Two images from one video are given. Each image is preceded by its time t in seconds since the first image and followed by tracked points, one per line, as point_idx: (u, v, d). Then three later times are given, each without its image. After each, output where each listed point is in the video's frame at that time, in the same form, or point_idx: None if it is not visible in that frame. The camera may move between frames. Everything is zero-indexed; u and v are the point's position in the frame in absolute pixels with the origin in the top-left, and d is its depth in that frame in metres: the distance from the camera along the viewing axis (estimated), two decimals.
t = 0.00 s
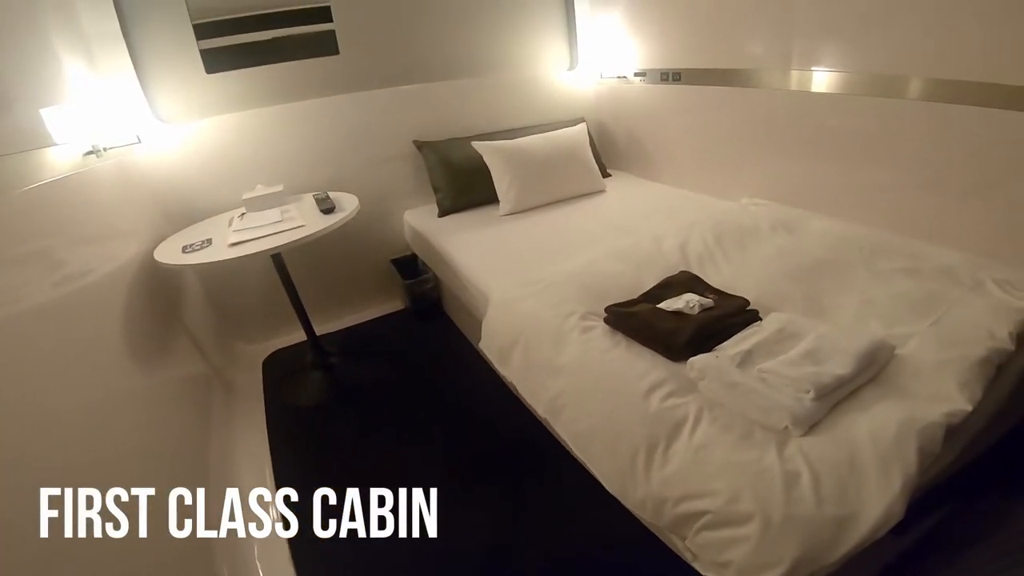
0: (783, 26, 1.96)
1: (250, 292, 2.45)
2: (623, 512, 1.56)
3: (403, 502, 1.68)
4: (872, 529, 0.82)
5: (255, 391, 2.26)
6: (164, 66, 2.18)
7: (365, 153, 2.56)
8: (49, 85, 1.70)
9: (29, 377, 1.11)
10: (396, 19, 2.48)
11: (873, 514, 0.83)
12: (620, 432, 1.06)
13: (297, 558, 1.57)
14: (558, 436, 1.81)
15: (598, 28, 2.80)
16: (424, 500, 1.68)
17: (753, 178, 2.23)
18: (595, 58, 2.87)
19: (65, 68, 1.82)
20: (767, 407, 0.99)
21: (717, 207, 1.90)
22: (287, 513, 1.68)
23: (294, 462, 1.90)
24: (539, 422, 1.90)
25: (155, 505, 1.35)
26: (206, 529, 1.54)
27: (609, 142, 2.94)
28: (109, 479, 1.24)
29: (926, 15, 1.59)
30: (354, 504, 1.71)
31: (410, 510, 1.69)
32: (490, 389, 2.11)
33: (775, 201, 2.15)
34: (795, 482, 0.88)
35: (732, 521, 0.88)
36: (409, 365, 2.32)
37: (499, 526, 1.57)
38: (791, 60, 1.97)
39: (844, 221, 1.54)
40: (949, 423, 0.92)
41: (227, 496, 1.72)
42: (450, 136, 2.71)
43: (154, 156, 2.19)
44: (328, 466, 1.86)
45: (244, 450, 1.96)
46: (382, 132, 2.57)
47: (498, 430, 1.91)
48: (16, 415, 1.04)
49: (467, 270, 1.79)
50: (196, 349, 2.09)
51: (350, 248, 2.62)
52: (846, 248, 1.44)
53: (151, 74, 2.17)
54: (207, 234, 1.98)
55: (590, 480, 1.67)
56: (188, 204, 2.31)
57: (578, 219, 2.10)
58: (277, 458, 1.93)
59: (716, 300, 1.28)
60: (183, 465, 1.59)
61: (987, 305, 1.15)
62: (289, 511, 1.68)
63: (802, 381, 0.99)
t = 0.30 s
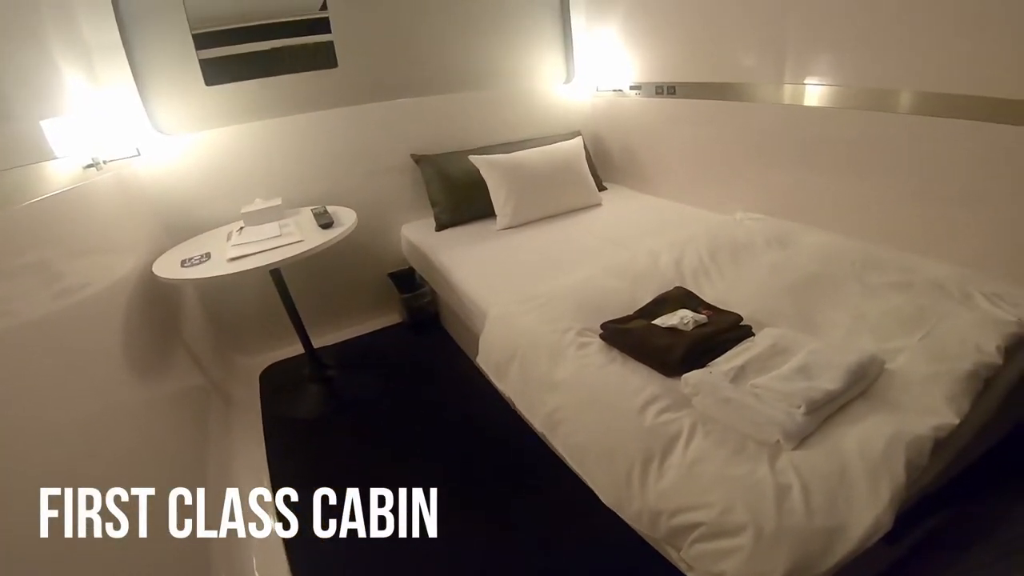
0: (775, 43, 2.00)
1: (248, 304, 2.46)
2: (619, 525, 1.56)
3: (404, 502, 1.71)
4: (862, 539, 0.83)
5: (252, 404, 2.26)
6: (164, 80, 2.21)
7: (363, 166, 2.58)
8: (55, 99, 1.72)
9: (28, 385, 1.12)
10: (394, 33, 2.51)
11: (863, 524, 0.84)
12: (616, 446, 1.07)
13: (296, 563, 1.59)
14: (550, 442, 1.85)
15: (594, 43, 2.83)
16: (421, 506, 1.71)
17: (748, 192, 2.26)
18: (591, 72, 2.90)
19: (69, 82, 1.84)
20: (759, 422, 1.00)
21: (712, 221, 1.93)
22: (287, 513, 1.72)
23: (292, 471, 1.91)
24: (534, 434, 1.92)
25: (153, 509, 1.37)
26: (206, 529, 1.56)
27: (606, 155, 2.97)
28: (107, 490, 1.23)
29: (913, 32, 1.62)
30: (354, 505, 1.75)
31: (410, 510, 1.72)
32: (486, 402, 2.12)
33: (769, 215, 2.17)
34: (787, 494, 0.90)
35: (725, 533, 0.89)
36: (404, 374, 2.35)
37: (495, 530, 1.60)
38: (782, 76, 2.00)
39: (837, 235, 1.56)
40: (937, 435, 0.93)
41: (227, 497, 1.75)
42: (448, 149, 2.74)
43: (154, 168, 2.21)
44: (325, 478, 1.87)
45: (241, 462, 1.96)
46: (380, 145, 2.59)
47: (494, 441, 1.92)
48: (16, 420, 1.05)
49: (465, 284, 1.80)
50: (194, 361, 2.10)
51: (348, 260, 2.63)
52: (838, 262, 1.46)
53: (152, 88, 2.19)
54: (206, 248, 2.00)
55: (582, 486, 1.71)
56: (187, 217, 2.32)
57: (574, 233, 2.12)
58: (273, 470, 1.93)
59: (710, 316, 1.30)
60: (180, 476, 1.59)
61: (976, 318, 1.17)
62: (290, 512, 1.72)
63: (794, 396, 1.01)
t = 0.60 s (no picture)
0: (774, 54, 2.02)
1: (252, 313, 2.47)
2: (624, 532, 1.56)
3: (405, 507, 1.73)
4: (863, 544, 0.84)
5: (257, 413, 2.27)
6: (172, 89, 2.24)
7: (367, 175, 2.60)
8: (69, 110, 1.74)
9: (37, 390, 1.14)
10: (397, 44, 2.54)
11: (864, 530, 0.85)
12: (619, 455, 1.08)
13: (300, 570, 1.60)
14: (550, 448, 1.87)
15: (596, 53, 2.86)
16: (423, 513, 1.72)
17: (749, 202, 2.28)
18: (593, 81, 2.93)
19: (81, 91, 1.87)
20: (761, 430, 1.02)
21: (713, 230, 1.94)
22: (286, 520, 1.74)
23: (295, 478, 1.93)
24: (537, 440, 1.93)
25: (159, 515, 1.38)
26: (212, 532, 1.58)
27: (608, 164, 3.00)
28: (115, 494, 1.25)
29: (911, 43, 1.65)
30: (357, 509, 1.77)
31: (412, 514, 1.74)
32: (488, 409, 2.13)
33: (770, 224, 2.19)
34: (789, 501, 0.90)
35: (728, 539, 0.90)
36: (405, 381, 2.37)
37: (497, 535, 1.61)
38: (782, 87, 2.02)
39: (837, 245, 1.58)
40: (937, 443, 0.94)
41: (231, 503, 1.77)
42: (451, 158, 2.76)
43: (161, 176, 2.24)
44: (329, 485, 1.88)
45: (245, 469, 1.96)
46: (384, 154, 2.61)
47: (497, 447, 1.93)
48: (27, 425, 1.07)
49: (468, 293, 1.82)
50: (199, 370, 2.11)
51: (352, 269, 2.65)
52: (838, 271, 1.47)
53: (160, 96, 2.22)
54: (212, 257, 2.02)
55: (582, 490, 1.72)
56: (193, 226, 2.34)
57: (577, 242, 2.14)
58: (278, 477, 1.94)
59: (713, 326, 1.31)
60: (187, 483, 1.60)
61: (975, 326, 1.18)
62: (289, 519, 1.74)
63: (796, 404, 1.02)
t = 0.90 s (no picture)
0: (778, 63, 2.04)
1: (260, 318, 2.50)
2: (629, 537, 1.56)
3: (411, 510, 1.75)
4: (865, 548, 0.84)
5: (264, 417, 2.29)
6: (184, 96, 2.28)
7: (374, 183, 2.63)
8: (85, 118, 1.78)
9: (49, 390, 1.16)
10: (405, 51, 2.57)
11: (867, 534, 0.86)
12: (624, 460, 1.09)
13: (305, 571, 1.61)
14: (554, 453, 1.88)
15: (601, 61, 2.88)
16: (428, 517, 1.73)
17: (754, 210, 2.29)
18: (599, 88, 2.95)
19: (97, 98, 1.91)
20: (765, 436, 1.03)
21: (718, 238, 1.95)
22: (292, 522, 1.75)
23: (301, 481, 1.95)
24: (542, 446, 1.94)
25: (168, 516, 1.39)
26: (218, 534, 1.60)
27: (614, 171, 3.01)
28: (125, 494, 1.27)
29: (913, 52, 1.66)
30: (362, 513, 1.78)
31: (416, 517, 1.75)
32: (493, 414, 2.15)
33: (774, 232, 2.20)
34: (792, 505, 0.91)
35: (732, 543, 0.91)
36: (411, 387, 2.39)
37: (502, 539, 1.62)
38: (786, 95, 2.04)
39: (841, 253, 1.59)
40: (939, 449, 0.95)
41: (238, 506, 1.79)
42: (457, 166, 2.79)
43: (172, 181, 2.27)
44: (335, 489, 1.89)
45: (253, 472, 1.98)
46: (391, 161, 2.64)
47: (501, 453, 1.95)
48: (40, 424, 1.09)
49: (475, 299, 1.84)
50: (208, 374, 2.14)
51: (359, 276, 2.67)
52: (843, 279, 1.48)
53: (172, 103, 2.26)
54: (222, 263, 2.04)
55: (586, 495, 1.73)
56: (203, 232, 2.37)
57: (582, 250, 2.16)
58: (285, 480, 1.96)
59: (717, 334, 1.32)
60: (195, 486, 1.62)
61: (978, 333, 1.19)
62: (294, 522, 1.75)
63: (799, 411, 1.03)
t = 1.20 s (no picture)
0: (787, 70, 2.04)
1: (267, 319, 2.51)
2: (632, 544, 1.56)
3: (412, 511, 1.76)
4: (868, 555, 0.84)
5: (269, 418, 2.29)
6: (195, 97, 2.30)
7: (381, 186, 2.64)
8: (99, 118, 1.80)
9: (54, 385, 1.17)
10: (413, 55, 2.58)
11: (871, 542, 0.85)
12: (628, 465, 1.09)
13: (305, 570, 1.62)
14: (557, 457, 1.88)
15: (610, 66, 2.88)
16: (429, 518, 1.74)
17: (761, 218, 2.28)
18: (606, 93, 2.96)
19: (111, 98, 1.93)
20: (769, 443, 1.02)
21: (724, 245, 1.95)
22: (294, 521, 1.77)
23: (304, 481, 1.95)
24: (545, 450, 1.94)
25: (170, 514, 1.40)
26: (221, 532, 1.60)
27: (621, 177, 3.02)
28: (129, 490, 1.28)
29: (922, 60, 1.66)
30: (363, 513, 1.79)
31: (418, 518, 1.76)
32: (497, 418, 2.15)
33: (781, 240, 2.20)
34: (795, 511, 0.91)
35: (735, 549, 0.90)
36: (415, 389, 2.40)
37: (503, 542, 1.62)
38: (794, 102, 2.04)
39: (848, 261, 1.58)
40: (944, 458, 0.94)
41: (240, 505, 1.79)
42: (464, 170, 2.80)
43: (183, 181, 2.29)
44: (338, 489, 1.90)
45: (257, 471, 1.99)
46: (399, 164, 2.65)
47: (504, 455, 1.95)
48: (46, 419, 1.10)
49: (480, 303, 1.85)
50: (214, 374, 2.15)
51: (365, 278, 2.68)
52: (850, 287, 1.47)
53: (184, 103, 2.28)
54: (230, 264, 2.06)
55: (588, 500, 1.73)
56: (212, 233, 2.39)
57: (589, 255, 2.16)
58: (288, 480, 1.96)
59: (723, 340, 1.32)
60: (198, 484, 1.62)
61: (985, 343, 1.18)
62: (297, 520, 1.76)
63: (804, 418, 1.02)
